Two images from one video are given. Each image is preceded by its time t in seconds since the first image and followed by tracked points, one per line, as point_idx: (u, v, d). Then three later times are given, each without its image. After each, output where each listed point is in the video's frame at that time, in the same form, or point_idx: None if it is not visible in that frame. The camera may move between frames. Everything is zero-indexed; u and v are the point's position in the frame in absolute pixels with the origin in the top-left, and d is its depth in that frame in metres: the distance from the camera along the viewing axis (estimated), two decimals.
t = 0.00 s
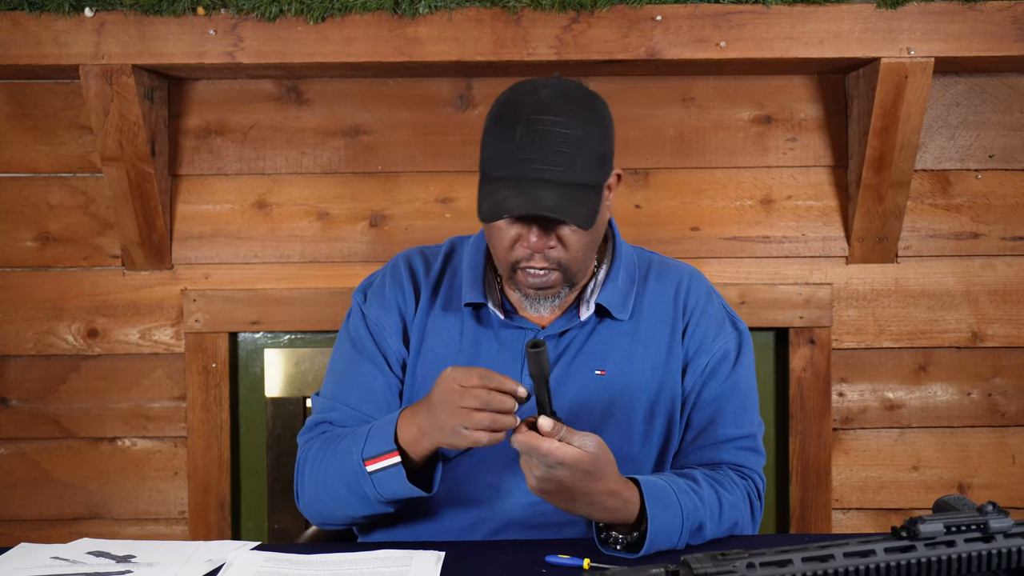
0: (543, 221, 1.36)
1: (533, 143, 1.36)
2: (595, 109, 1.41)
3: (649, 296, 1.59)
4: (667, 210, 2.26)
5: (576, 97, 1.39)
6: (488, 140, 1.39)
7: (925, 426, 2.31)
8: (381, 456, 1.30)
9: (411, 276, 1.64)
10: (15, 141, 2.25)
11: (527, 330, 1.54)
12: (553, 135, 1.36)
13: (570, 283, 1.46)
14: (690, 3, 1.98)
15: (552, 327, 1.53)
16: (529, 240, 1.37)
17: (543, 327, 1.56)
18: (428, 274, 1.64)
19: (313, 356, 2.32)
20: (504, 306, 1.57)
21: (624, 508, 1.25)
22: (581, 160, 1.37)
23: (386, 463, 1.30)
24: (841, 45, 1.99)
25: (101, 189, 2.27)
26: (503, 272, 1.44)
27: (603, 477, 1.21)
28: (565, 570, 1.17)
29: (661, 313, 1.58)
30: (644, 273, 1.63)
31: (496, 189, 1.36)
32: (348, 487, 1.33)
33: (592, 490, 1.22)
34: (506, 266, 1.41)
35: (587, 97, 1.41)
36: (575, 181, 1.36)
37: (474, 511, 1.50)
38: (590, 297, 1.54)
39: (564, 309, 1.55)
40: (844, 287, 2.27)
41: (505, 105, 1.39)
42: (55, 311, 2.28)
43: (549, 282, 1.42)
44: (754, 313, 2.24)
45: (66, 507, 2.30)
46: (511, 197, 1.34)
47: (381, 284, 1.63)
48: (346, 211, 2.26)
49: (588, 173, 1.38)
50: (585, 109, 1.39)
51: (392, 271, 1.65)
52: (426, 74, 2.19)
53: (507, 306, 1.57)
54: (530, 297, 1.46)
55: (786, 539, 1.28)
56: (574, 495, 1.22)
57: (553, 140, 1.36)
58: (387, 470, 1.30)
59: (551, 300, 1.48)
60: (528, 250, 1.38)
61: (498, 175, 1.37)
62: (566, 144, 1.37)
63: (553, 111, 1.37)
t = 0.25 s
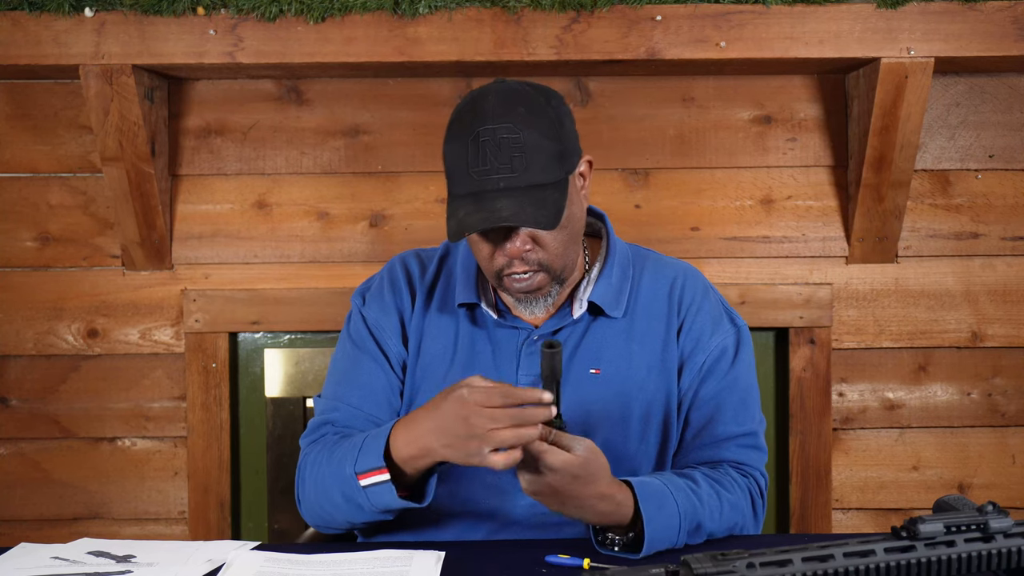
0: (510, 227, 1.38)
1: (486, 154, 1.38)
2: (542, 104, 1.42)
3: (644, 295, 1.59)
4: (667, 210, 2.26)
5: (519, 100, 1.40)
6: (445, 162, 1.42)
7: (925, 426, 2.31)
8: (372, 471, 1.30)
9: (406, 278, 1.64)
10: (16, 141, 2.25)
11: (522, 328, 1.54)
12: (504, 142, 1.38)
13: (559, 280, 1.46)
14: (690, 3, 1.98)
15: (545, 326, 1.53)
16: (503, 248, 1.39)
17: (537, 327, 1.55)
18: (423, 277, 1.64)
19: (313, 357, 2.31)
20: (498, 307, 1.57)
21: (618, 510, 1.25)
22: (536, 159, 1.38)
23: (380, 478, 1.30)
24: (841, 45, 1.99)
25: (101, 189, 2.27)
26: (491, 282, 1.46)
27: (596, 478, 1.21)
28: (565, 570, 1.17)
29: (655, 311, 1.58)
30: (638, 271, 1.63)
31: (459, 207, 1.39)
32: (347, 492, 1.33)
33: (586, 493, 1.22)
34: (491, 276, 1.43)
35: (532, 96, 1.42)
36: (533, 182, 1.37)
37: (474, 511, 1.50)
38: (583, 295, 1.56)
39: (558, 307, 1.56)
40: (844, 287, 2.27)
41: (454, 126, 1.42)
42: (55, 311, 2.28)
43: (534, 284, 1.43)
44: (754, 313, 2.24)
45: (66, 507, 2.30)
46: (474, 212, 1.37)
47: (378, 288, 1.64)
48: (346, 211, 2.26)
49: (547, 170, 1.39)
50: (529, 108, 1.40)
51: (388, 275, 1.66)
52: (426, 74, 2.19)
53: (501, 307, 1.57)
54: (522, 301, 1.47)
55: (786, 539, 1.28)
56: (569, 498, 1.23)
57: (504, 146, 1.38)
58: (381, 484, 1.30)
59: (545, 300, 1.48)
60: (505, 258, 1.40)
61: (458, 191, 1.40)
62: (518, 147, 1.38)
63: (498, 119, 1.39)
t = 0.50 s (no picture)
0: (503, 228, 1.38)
1: (475, 155, 1.38)
2: (530, 103, 1.42)
3: (641, 295, 1.59)
4: (667, 210, 2.26)
5: (507, 100, 1.41)
6: (435, 163, 1.42)
7: (925, 426, 2.31)
8: (379, 472, 1.30)
9: (404, 279, 1.64)
10: (15, 141, 2.25)
11: (520, 330, 1.55)
12: (492, 142, 1.38)
13: (554, 280, 1.46)
14: (690, 3, 1.98)
15: (541, 328, 1.54)
16: (498, 248, 1.39)
17: (535, 327, 1.56)
18: (421, 278, 1.64)
19: (313, 357, 2.31)
20: (495, 307, 1.57)
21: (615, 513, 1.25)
22: (525, 159, 1.38)
23: (387, 479, 1.30)
24: (841, 45, 1.99)
25: (101, 189, 2.27)
26: (487, 284, 1.46)
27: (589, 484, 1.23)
28: (565, 570, 1.17)
29: (652, 311, 1.58)
30: (635, 271, 1.63)
31: (450, 209, 1.39)
32: (352, 493, 1.32)
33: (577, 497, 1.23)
34: (486, 276, 1.43)
35: (520, 95, 1.42)
36: (523, 181, 1.37)
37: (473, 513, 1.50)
38: (580, 295, 1.56)
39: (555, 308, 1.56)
40: (843, 287, 2.27)
41: (442, 128, 1.42)
42: (55, 311, 2.28)
43: (529, 284, 1.43)
44: (754, 313, 2.24)
45: (66, 507, 2.30)
46: (463, 214, 1.37)
47: (376, 290, 1.64)
48: (346, 211, 2.26)
49: (536, 169, 1.39)
50: (517, 107, 1.40)
51: (387, 276, 1.65)
52: (426, 74, 2.18)
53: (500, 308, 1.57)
54: (518, 303, 1.47)
55: (786, 539, 1.28)
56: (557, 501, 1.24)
57: (493, 147, 1.38)
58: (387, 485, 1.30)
59: (541, 301, 1.48)
60: (500, 259, 1.40)
61: (448, 194, 1.40)
62: (507, 147, 1.38)
63: (485, 119, 1.39)
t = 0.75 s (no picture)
0: (507, 225, 1.38)
1: (480, 151, 1.38)
2: (536, 101, 1.42)
3: (642, 296, 1.59)
4: (667, 210, 2.26)
5: (514, 97, 1.41)
6: (440, 158, 1.42)
7: (925, 426, 2.31)
8: (384, 461, 1.30)
9: (404, 279, 1.64)
10: (15, 141, 2.25)
11: (520, 331, 1.55)
12: (497, 139, 1.38)
13: (556, 280, 1.46)
14: (690, 3, 1.98)
15: (542, 328, 1.54)
16: (500, 245, 1.39)
17: (535, 328, 1.56)
18: (421, 278, 1.64)
19: (313, 357, 2.31)
20: (495, 308, 1.57)
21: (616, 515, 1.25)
22: (530, 157, 1.38)
23: (391, 467, 1.30)
24: (841, 45, 1.99)
25: (101, 189, 2.27)
26: (487, 282, 1.46)
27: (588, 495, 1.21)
28: (565, 570, 1.17)
29: (653, 313, 1.58)
30: (636, 272, 1.63)
31: (454, 204, 1.39)
32: (355, 487, 1.32)
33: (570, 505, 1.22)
34: (487, 274, 1.43)
35: (527, 93, 1.42)
36: (528, 179, 1.37)
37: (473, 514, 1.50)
38: (581, 296, 1.56)
39: (555, 309, 1.56)
40: (844, 287, 2.27)
41: (448, 123, 1.42)
42: (55, 311, 2.28)
43: (530, 283, 1.43)
44: (754, 313, 2.24)
45: (66, 507, 2.30)
46: (467, 209, 1.37)
47: (376, 290, 1.64)
48: (346, 211, 2.26)
49: (541, 167, 1.39)
50: (524, 104, 1.40)
51: (387, 276, 1.65)
52: (426, 74, 2.19)
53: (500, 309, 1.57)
54: (518, 302, 1.47)
55: (786, 539, 1.28)
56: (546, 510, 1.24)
57: (498, 144, 1.38)
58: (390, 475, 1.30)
59: (542, 301, 1.48)
60: (502, 256, 1.40)
61: (452, 188, 1.40)
62: (512, 144, 1.38)
63: (491, 115, 1.39)
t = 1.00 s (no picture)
0: (513, 223, 1.38)
1: (488, 149, 1.38)
2: (546, 101, 1.42)
3: (642, 296, 1.59)
4: (667, 210, 2.26)
5: (524, 95, 1.41)
6: (448, 155, 1.42)
7: (925, 426, 2.31)
8: (380, 455, 1.30)
9: (405, 279, 1.64)
10: (15, 141, 2.25)
11: (522, 330, 1.55)
12: (506, 137, 1.38)
13: (559, 280, 1.46)
14: (690, 3, 1.98)
15: (544, 327, 1.54)
16: (506, 244, 1.39)
17: (536, 327, 1.56)
18: (422, 278, 1.64)
19: (313, 357, 2.31)
20: (496, 308, 1.57)
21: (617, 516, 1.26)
22: (539, 156, 1.39)
23: (386, 461, 1.30)
24: (841, 45, 1.99)
25: (101, 189, 2.27)
26: (490, 280, 1.45)
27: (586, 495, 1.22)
28: (565, 570, 1.17)
29: (654, 313, 1.58)
30: (637, 272, 1.63)
31: (461, 201, 1.39)
32: (354, 483, 1.32)
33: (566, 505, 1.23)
34: (490, 273, 1.43)
35: (537, 93, 1.42)
36: (536, 178, 1.38)
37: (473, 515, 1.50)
38: (582, 296, 1.56)
39: (557, 309, 1.56)
40: (843, 287, 2.27)
41: (457, 120, 1.42)
42: (55, 311, 2.28)
43: (534, 282, 1.43)
44: (754, 313, 2.24)
45: (66, 507, 2.30)
46: (474, 206, 1.37)
47: (377, 290, 1.64)
48: (346, 211, 2.26)
49: (549, 167, 1.39)
50: (534, 103, 1.40)
51: (388, 276, 1.65)
52: (426, 74, 2.19)
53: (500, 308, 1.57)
54: (522, 301, 1.47)
55: (786, 539, 1.28)
56: (540, 504, 1.24)
57: (507, 142, 1.38)
58: (386, 469, 1.30)
59: (544, 301, 1.48)
60: (507, 255, 1.40)
61: (459, 185, 1.40)
62: (521, 143, 1.38)
63: (500, 113, 1.39)
